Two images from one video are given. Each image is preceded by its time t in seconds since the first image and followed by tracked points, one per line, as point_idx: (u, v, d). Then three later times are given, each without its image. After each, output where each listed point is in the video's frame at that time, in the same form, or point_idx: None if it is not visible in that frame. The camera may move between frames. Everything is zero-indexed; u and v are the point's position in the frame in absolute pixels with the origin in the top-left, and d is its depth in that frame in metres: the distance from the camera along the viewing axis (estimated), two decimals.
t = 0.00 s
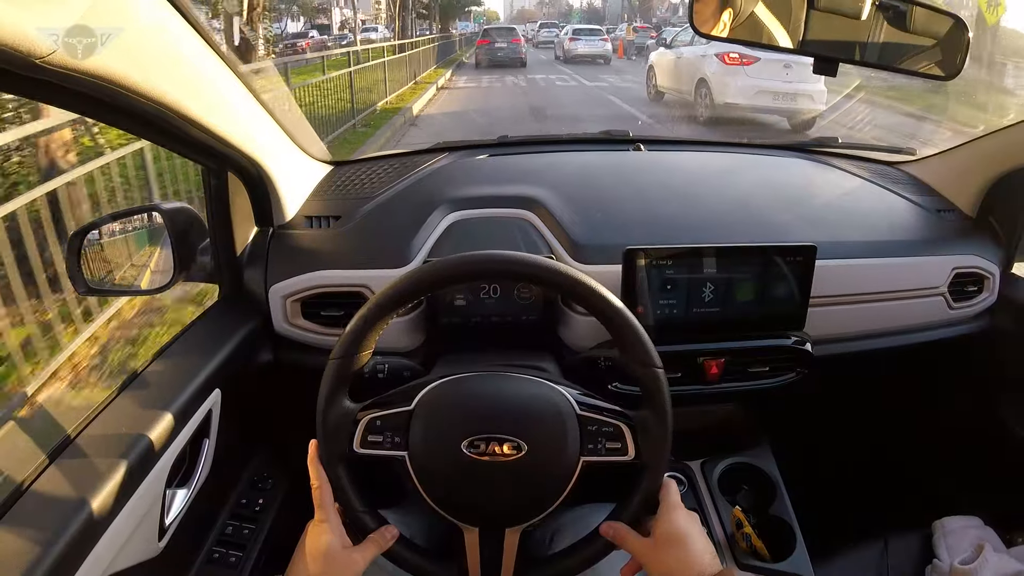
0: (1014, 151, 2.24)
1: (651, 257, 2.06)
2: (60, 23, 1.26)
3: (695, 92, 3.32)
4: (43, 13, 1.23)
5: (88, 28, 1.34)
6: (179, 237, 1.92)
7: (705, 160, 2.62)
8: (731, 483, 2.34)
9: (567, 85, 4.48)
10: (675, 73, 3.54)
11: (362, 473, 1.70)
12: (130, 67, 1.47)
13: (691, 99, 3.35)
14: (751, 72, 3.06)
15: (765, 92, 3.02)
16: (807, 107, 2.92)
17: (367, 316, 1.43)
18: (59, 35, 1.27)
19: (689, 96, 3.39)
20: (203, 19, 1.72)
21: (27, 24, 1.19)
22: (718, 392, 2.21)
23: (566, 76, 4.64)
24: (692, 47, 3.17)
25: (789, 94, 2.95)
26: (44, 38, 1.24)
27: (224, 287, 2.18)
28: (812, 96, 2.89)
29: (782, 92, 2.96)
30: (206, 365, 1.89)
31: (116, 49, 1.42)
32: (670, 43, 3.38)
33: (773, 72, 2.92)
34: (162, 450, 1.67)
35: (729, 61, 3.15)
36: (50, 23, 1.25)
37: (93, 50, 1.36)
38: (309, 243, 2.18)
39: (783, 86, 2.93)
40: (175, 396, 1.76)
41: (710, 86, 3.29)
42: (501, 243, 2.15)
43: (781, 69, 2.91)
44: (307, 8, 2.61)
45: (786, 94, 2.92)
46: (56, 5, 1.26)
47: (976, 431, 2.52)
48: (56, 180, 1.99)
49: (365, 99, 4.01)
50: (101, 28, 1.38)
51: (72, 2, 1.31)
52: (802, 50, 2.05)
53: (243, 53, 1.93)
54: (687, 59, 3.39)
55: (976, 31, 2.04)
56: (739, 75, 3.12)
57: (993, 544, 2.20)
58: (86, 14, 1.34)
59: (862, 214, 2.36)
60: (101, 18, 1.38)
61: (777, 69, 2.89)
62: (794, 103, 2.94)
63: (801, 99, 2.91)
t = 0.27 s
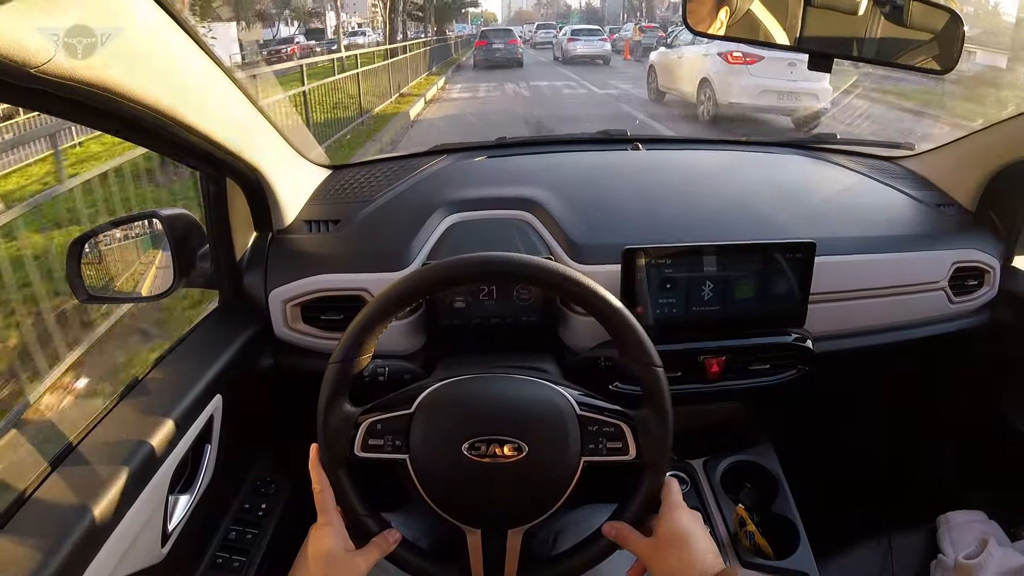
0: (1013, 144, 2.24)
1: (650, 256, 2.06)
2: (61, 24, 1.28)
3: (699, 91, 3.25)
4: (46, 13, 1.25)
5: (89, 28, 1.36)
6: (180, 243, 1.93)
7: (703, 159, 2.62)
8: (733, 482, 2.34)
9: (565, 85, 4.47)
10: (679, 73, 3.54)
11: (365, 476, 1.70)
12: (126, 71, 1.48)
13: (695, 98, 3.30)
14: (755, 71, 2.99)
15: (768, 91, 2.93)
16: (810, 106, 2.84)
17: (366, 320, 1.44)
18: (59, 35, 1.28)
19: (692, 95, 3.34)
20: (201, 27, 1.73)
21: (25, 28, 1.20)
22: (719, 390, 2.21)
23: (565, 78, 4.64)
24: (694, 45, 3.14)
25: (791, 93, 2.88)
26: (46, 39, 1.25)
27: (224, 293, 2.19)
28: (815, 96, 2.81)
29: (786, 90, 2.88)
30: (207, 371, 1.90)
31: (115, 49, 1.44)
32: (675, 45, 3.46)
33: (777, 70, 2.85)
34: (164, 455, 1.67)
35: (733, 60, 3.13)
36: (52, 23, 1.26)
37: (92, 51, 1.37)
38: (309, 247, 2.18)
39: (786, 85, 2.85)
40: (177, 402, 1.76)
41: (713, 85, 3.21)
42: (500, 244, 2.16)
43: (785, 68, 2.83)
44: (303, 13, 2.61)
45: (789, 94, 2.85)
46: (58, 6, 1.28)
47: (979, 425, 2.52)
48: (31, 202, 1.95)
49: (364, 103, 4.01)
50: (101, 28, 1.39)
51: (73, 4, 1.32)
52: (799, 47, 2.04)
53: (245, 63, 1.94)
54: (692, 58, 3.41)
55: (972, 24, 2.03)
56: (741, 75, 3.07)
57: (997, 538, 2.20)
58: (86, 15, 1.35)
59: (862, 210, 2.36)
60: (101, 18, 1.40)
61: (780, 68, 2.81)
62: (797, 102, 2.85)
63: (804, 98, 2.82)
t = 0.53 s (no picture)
0: (1016, 145, 2.23)
1: (653, 256, 2.05)
2: (61, 23, 1.28)
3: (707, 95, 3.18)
4: (46, 13, 1.25)
5: (89, 28, 1.36)
6: (180, 242, 1.92)
7: (705, 159, 2.61)
8: (736, 483, 2.34)
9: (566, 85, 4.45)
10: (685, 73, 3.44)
11: (366, 478, 1.69)
12: (125, 72, 1.47)
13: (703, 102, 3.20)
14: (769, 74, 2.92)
15: (781, 95, 2.95)
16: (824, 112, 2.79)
17: (367, 321, 1.43)
18: (59, 34, 1.28)
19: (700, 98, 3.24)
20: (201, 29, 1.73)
21: (25, 29, 1.20)
22: (721, 391, 2.19)
23: (567, 77, 4.63)
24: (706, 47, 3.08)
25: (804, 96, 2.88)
26: (45, 38, 1.25)
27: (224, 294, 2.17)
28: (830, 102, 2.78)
29: (797, 94, 2.91)
30: (208, 371, 1.89)
31: (115, 50, 1.43)
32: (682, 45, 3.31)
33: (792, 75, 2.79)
34: (164, 457, 1.67)
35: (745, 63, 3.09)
36: (52, 23, 1.26)
37: (92, 51, 1.37)
38: (310, 247, 2.17)
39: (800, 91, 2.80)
40: (177, 403, 1.76)
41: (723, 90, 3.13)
42: (501, 244, 2.15)
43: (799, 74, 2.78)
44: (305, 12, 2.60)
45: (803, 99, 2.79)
46: (59, 6, 1.28)
47: (982, 427, 2.51)
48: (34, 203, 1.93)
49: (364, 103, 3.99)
50: (101, 28, 1.39)
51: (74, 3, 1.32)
52: (802, 45, 2.03)
53: (240, 63, 1.95)
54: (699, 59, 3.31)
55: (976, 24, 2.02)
56: (750, 78, 3.07)
57: (999, 540, 2.19)
58: (87, 14, 1.35)
59: (865, 210, 2.35)
60: (101, 17, 1.39)
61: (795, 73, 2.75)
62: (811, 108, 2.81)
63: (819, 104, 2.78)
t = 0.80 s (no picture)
0: (1017, 147, 2.23)
1: (654, 256, 2.05)
2: (60, 23, 1.27)
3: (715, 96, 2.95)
4: (45, 12, 1.23)
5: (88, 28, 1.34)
6: (181, 238, 1.93)
7: (707, 158, 2.61)
8: (736, 482, 2.35)
9: (567, 86, 4.44)
10: (693, 74, 3.23)
11: (367, 475, 1.69)
12: (127, 70, 1.47)
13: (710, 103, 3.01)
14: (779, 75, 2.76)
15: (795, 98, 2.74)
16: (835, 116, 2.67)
17: (369, 320, 1.42)
18: (59, 34, 1.27)
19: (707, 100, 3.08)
20: (203, 26, 1.73)
21: (25, 27, 1.19)
22: (723, 390, 2.20)
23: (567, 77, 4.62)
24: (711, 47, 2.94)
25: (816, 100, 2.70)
26: (43, 38, 1.24)
27: (225, 291, 2.17)
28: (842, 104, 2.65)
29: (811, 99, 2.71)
30: (208, 368, 1.89)
31: (115, 50, 1.42)
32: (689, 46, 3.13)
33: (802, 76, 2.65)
34: (165, 453, 1.66)
35: (756, 64, 2.84)
36: (51, 23, 1.25)
37: (92, 50, 1.36)
38: (311, 244, 2.17)
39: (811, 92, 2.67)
40: (177, 400, 1.75)
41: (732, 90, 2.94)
42: (503, 243, 2.15)
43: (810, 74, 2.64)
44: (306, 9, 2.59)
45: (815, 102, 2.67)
46: (59, 5, 1.26)
47: (981, 428, 2.51)
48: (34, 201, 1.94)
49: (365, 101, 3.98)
50: (101, 28, 1.38)
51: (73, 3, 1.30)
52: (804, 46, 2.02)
53: (242, 59, 1.94)
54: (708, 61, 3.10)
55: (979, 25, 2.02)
56: (761, 79, 2.83)
57: (998, 541, 2.20)
58: (86, 13, 1.34)
59: (866, 211, 2.35)
60: (100, 18, 1.37)
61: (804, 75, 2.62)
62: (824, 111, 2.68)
63: (831, 107, 2.66)
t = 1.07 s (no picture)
0: (1017, 150, 2.25)
1: (655, 257, 2.06)
2: (61, 23, 1.27)
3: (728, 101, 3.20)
4: (46, 11, 1.23)
5: (88, 28, 1.34)
6: (183, 238, 1.91)
7: (708, 160, 2.62)
8: (736, 483, 2.36)
9: (569, 86, 4.44)
10: (704, 79, 3.45)
11: (369, 474, 1.69)
12: (130, 65, 1.46)
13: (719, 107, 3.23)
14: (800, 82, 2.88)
15: (813, 106, 2.85)
16: (854, 124, 2.74)
17: (370, 319, 1.42)
18: (59, 35, 1.27)
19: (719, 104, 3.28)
20: (207, 24, 1.73)
21: (26, 29, 1.19)
22: (723, 391, 2.20)
23: (570, 78, 4.63)
24: (728, 52, 3.18)
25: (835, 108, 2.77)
26: (45, 39, 1.24)
27: (226, 289, 2.17)
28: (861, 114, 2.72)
29: (830, 106, 2.78)
30: (210, 366, 1.89)
31: (115, 50, 1.42)
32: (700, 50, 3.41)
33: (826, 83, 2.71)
34: (167, 450, 1.66)
35: (771, 70, 3.02)
36: (52, 23, 1.24)
37: (92, 51, 1.35)
38: (314, 243, 2.18)
39: (830, 100, 2.75)
40: (179, 398, 1.75)
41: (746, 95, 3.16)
42: (504, 243, 2.16)
43: (832, 82, 2.71)
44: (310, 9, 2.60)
45: (833, 110, 2.75)
46: (60, 5, 1.26)
47: (980, 430, 2.52)
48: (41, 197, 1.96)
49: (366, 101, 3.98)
50: (101, 28, 1.37)
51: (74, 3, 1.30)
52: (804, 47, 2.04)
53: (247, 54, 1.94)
54: (718, 66, 3.36)
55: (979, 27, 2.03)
56: (779, 87, 2.99)
57: (997, 542, 2.20)
58: (86, 13, 1.33)
59: (867, 213, 2.36)
60: (100, 18, 1.37)
61: (827, 83, 2.70)
62: (843, 120, 2.75)
63: (850, 116, 2.73)
